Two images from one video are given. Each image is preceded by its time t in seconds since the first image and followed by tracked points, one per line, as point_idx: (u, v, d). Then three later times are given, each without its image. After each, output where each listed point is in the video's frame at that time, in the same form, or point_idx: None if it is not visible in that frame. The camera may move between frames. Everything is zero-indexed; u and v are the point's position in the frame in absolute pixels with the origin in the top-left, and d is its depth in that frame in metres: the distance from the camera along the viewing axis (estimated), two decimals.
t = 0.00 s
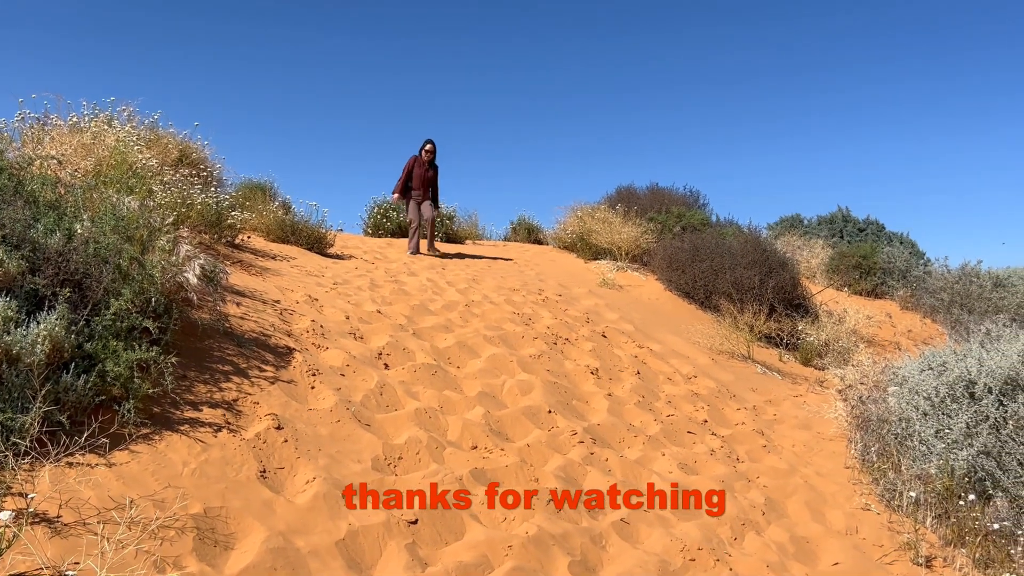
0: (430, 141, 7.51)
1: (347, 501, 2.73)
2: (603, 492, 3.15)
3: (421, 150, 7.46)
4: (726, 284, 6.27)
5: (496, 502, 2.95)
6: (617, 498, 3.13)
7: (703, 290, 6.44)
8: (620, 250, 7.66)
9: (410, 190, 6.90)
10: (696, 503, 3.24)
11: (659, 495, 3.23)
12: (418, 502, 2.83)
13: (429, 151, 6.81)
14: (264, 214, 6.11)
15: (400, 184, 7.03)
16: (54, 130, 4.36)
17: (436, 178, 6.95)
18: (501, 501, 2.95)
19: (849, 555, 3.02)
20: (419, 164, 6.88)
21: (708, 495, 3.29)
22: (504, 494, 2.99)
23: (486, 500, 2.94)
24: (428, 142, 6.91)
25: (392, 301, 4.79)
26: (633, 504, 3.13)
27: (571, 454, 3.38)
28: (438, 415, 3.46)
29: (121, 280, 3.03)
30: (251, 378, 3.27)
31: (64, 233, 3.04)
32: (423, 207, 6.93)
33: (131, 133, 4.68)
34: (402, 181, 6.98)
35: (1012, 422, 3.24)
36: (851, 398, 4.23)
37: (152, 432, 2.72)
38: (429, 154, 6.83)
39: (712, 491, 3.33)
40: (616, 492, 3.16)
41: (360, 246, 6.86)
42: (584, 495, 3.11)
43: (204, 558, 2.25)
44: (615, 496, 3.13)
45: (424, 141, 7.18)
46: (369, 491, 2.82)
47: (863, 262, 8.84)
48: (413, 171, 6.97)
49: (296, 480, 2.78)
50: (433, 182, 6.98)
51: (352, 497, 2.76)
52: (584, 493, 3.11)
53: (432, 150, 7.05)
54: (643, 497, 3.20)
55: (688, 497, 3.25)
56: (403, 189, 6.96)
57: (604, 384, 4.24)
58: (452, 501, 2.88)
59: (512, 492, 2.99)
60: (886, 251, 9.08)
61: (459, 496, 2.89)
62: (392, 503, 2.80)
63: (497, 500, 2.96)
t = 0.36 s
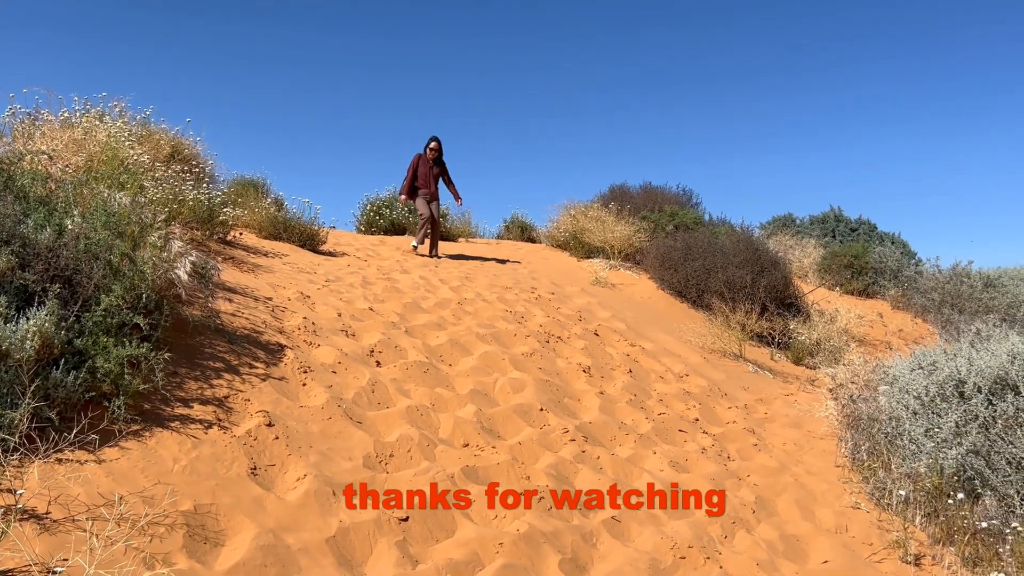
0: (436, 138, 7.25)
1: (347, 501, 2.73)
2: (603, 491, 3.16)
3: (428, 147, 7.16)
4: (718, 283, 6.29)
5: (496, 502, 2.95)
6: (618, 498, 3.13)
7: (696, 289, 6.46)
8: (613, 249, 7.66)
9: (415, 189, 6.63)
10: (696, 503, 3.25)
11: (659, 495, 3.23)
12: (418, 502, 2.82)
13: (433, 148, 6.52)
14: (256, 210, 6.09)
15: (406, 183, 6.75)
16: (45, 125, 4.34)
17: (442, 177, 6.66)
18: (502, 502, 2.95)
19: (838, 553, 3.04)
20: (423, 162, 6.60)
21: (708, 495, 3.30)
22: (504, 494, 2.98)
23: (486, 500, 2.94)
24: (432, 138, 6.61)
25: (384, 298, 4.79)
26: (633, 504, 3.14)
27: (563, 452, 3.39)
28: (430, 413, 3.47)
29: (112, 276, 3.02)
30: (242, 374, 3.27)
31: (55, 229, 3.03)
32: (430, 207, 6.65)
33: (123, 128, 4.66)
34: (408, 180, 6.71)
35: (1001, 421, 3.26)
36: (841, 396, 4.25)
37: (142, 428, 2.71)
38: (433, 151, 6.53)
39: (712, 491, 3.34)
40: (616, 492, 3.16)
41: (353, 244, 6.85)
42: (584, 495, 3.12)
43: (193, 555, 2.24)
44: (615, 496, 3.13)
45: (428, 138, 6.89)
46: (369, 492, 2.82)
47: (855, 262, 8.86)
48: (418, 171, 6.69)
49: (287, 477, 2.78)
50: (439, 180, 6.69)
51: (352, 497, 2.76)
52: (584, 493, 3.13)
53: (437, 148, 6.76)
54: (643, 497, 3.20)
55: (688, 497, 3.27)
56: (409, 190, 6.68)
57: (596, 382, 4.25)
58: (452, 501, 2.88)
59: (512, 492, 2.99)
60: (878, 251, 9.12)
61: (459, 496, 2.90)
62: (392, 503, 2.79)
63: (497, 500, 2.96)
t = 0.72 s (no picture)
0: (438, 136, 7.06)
1: (347, 501, 2.71)
2: (603, 492, 3.14)
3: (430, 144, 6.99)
4: (710, 280, 6.31)
5: (496, 502, 2.92)
6: (617, 498, 3.12)
7: (688, 286, 6.49)
8: (606, 245, 7.68)
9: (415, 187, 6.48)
10: (696, 503, 3.24)
11: (658, 495, 3.22)
12: (418, 502, 2.80)
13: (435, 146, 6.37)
14: (248, 205, 6.08)
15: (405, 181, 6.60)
16: (35, 118, 4.31)
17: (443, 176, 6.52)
18: (502, 502, 2.93)
19: (827, 549, 3.05)
20: (424, 160, 6.45)
21: (707, 495, 3.30)
22: (504, 494, 2.96)
23: (486, 500, 2.92)
24: (434, 136, 6.46)
25: (376, 293, 4.78)
26: (633, 504, 3.13)
27: (554, 447, 3.39)
28: (421, 408, 3.47)
29: (102, 270, 3.01)
30: (233, 369, 3.26)
31: (44, 222, 3.01)
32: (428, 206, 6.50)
33: (114, 122, 4.64)
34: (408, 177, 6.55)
35: (990, 418, 3.28)
36: (832, 392, 4.27)
37: (132, 423, 2.70)
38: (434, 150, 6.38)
39: (712, 491, 3.34)
40: (616, 492, 3.15)
41: (345, 239, 6.85)
42: (584, 495, 3.11)
43: (183, 549, 2.24)
44: (615, 496, 3.12)
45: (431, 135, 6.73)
46: (369, 492, 2.80)
47: (847, 260, 8.94)
48: (419, 169, 6.52)
49: (277, 471, 2.78)
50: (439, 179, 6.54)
51: (351, 497, 2.74)
52: (584, 494, 3.11)
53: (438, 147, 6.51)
54: (643, 497, 3.18)
55: (688, 497, 3.26)
56: (408, 188, 6.52)
57: (588, 378, 4.26)
58: (452, 501, 2.87)
59: (512, 492, 2.97)
60: (869, 248, 9.14)
61: (459, 496, 2.88)
62: (392, 503, 2.75)
63: (497, 500, 2.94)
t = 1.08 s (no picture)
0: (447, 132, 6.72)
1: (347, 501, 2.69)
2: (603, 492, 3.12)
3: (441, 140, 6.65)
4: (704, 275, 6.32)
5: (496, 502, 2.90)
6: (617, 498, 3.10)
7: (682, 281, 6.49)
8: (600, 240, 7.71)
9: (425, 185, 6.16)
10: (696, 503, 3.22)
11: (659, 495, 3.20)
12: (418, 502, 2.79)
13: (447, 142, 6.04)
14: (242, 199, 6.06)
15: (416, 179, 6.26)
16: (27, 111, 4.30)
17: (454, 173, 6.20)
18: (502, 502, 2.90)
19: (820, 543, 3.06)
20: (435, 156, 6.12)
21: (708, 495, 3.27)
22: (504, 494, 2.94)
23: (486, 500, 2.90)
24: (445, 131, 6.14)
25: (370, 288, 4.78)
26: (633, 504, 3.11)
27: (548, 442, 3.40)
28: (415, 402, 3.47)
29: (95, 264, 3.00)
30: (226, 363, 3.26)
31: (36, 216, 3.00)
32: (441, 206, 6.17)
33: (107, 115, 4.63)
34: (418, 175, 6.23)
35: (981, 412, 3.30)
36: (825, 387, 4.29)
37: (125, 417, 2.69)
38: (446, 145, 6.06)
39: (712, 491, 3.31)
40: (616, 492, 3.13)
41: (339, 233, 6.84)
42: (584, 495, 3.08)
43: (177, 543, 2.23)
44: (615, 496, 3.11)
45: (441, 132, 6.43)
46: (369, 491, 2.77)
47: (840, 255, 8.89)
48: (429, 166, 6.19)
49: (271, 466, 2.77)
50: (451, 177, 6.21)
51: (352, 497, 2.71)
52: (584, 493, 3.09)
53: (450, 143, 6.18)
54: (643, 497, 3.16)
55: (687, 497, 3.24)
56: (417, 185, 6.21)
57: (582, 373, 4.27)
58: (452, 501, 2.85)
59: (512, 492, 2.94)
60: (863, 244, 9.14)
61: (459, 496, 2.87)
62: (393, 503, 2.73)
63: (497, 500, 2.91)
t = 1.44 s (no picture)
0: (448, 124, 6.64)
1: (347, 501, 2.66)
2: (603, 492, 3.10)
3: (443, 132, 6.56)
4: (700, 270, 6.33)
5: (496, 502, 2.86)
6: (617, 498, 3.08)
7: (677, 276, 6.50)
8: (596, 235, 7.72)
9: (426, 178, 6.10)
10: (696, 503, 3.19)
11: (659, 495, 3.17)
12: (418, 502, 2.77)
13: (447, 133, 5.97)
14: (237, 194, 6.06)
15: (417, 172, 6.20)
16: (20, 106, 4.29)
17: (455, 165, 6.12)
18: (502, 501, 2.87)
19: (814, 537, 3.06)
20: (436, 149, 6.06)
21: (708, 495, 3.25)
22: (504, 494, 2.90)
23: (486, 500, 2.85)
24: (446, 123, 6.07)
25: (366, 283, 4.78)
26: (633, 504, 3.08)
27: (543, 437, 3.40)
28: (411, 397, 3.48)
29: (89, 259, 3.00)
30: (221, 358, 3.26)
31: (31, 210, 3.00)
32: (442, 199, 6.11)
33: (101, 110, 4.62)
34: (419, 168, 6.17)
35: (976, 408, 3.31)
36: (821, 382, 4.32)
37: (120, 411, 2.69)
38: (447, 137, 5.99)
39: (712, 491, 3.29)
40: (616, 492, 3.11)
41: (335, 228, 6.84)
42: (584, 495, 3.06)
43: (172, 538, 2.23)
44: (615, 496, 3.08)
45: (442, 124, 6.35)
46: (369, 491, 2.74)
47: (835, 250, 8.93)
48: (430, 159, 6.12)
49: (266, 461, 2.77)
50: (452, 169, 6.14)
51: (352, 496, 2.69)
52: (584, 493, 3.07)
53: (451, 135, 6.10)
54: (643, 497, 3.13)
55: (688, 497, 3.21)
56: (419, 178, 6.13)
57: (578, 368, 4.27)
58: (452, 501, 2.83)
59: (512, 492, 2.91)
60: (858, 239, 9.16)
61: (459, 495, 2.85)
62: (393, 503, 2.71)
63: (497, 500, 2.87)
